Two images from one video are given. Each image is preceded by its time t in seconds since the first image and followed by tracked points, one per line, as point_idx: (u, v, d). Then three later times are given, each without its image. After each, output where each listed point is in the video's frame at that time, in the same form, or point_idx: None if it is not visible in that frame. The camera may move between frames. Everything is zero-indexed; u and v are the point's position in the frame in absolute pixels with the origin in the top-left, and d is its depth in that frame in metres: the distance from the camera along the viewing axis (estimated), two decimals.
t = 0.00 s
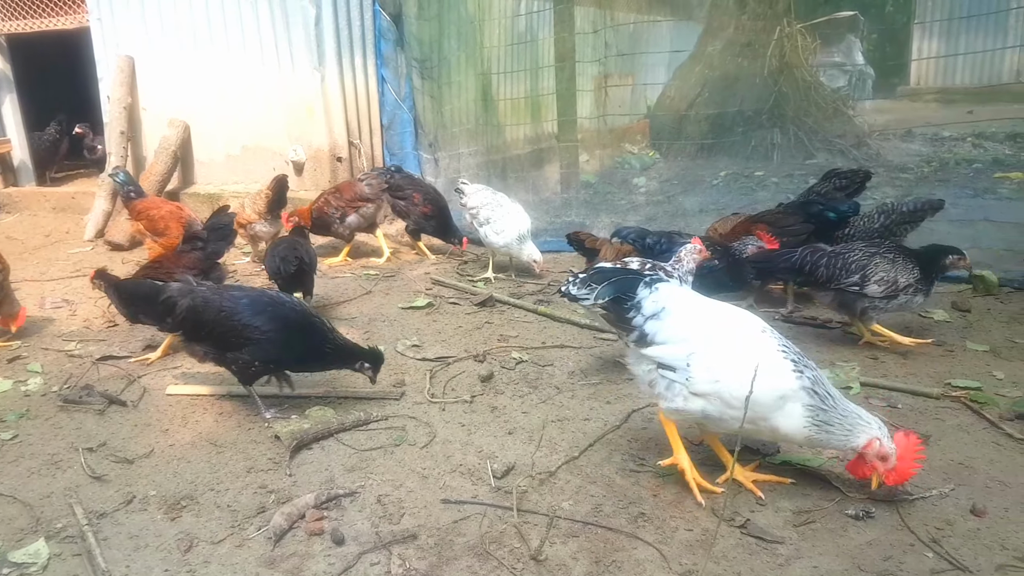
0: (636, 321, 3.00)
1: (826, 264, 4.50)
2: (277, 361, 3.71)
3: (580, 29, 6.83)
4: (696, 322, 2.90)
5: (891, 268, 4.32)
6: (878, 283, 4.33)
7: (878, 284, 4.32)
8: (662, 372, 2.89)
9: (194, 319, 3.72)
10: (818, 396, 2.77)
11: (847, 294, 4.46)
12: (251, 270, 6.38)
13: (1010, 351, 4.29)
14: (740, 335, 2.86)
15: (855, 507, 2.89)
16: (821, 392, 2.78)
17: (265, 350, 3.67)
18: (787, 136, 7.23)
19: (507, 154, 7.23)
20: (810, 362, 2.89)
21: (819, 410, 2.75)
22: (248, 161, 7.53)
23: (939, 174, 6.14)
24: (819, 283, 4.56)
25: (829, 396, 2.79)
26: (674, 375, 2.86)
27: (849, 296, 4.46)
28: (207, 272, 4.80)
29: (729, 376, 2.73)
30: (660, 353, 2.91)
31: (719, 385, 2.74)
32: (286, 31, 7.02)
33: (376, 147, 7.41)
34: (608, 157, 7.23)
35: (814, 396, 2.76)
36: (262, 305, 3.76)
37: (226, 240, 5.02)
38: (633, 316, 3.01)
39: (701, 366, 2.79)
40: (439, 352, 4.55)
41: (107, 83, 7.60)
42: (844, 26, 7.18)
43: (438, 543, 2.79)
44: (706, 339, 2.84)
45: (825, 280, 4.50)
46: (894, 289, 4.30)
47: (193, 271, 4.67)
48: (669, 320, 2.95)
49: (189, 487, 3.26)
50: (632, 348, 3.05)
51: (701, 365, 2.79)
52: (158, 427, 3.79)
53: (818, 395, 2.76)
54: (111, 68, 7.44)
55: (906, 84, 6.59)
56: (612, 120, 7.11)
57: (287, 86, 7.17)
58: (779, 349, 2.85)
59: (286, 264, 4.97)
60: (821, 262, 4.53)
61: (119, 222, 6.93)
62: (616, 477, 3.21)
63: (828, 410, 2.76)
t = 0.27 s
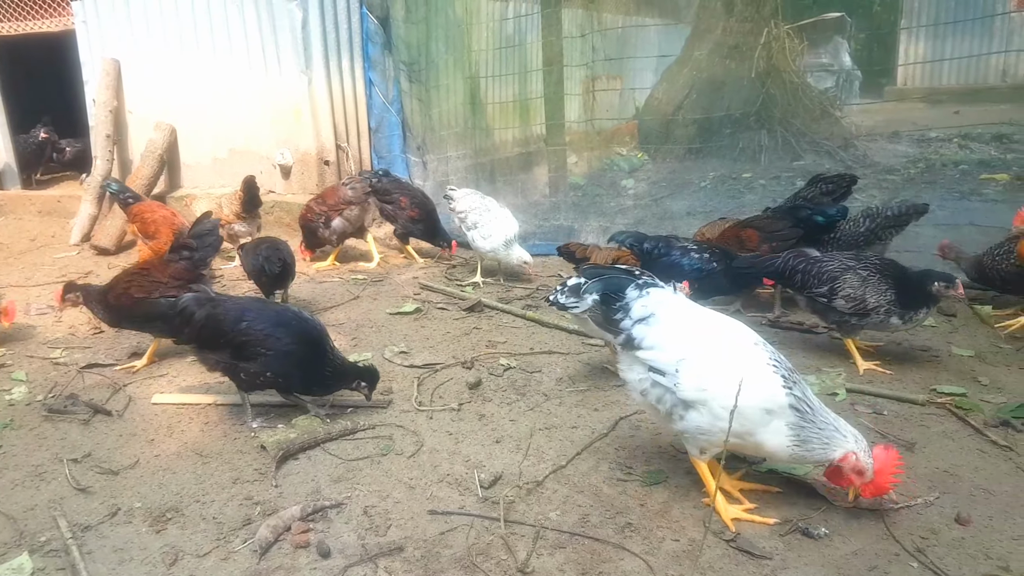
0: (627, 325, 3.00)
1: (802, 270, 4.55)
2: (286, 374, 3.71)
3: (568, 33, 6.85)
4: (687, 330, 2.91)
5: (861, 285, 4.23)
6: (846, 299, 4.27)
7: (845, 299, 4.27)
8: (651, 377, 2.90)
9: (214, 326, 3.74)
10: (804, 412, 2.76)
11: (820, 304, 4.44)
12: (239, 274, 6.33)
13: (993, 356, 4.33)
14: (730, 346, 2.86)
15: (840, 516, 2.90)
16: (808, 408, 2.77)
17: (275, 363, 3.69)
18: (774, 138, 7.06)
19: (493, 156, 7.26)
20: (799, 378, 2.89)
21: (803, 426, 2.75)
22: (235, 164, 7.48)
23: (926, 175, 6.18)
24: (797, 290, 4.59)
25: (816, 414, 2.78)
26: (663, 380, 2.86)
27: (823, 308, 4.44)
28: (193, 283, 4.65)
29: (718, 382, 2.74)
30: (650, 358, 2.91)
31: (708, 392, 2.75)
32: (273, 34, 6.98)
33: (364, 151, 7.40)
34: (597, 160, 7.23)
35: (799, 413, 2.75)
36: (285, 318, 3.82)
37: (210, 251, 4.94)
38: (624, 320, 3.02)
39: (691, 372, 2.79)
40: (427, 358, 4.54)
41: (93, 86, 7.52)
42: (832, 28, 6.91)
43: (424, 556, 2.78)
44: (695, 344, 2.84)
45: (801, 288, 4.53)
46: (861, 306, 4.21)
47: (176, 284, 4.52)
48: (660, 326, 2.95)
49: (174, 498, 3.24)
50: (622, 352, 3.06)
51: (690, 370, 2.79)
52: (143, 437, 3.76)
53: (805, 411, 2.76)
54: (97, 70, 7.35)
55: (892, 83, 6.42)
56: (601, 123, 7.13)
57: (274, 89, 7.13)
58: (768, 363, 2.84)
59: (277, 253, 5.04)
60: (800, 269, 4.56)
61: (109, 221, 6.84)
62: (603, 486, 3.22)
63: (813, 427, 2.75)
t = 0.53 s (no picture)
0: (609, 332, 3.01)
1: (783, 275, 4.55)
2: (272, 383, 3.69)
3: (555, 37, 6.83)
4: (669, 339, 2.90)
5: (836, 294, 4.24)
6: (822, 306, 4.29)
7: (821, 306, 4.29)
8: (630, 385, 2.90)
9: (199, 334, 3.67)
10: (780, 427, 2.73)
11: (799, 309, 4.47)
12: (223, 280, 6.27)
13: (976, 361, 4.35)
14: (710, 357, 2.84)
15: (823, 526, 2.89)
16: (784, 423, 2.74)
17: (261, 371, 3.67)
18: (762, 141, 7.18)
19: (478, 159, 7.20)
20: (780, 391, 2.85)
21: (778, 441, 2.72)
22: (219, 168, 7.43)
23: (911, 177, 6.07)
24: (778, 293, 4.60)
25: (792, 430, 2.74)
26: (642, 388, 2.87)
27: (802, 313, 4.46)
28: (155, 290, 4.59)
29: (694, 392, 2.73)
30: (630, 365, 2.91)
31: (684, 401, 2.75)
32: (257, 38, 6.99)
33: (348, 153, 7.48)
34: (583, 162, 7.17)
35: (773, 428, 2.72)
36: (274, 326, 3.81)
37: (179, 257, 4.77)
38: (607, 326, 3.03)
39: (668, 381, 2.79)
40: (412, 365, 4.50)
41: (75, 89, 7.43)
42: (817, 31, 7.18)
43: (407, 569, 2.75)
44: (673, 352, 2.84)
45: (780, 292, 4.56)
46: (836, 315, 4.22)
47: (133, 290, 4.44)
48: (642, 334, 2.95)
49: (154, 511, 3.19)
50: (604, 358, 3.07)
51: (667, 380, 2.79)
52: (123, 448, 3.70)
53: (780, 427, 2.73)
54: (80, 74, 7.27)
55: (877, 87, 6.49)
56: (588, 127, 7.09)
57: (258, 92, 7.12)
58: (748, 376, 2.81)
59: (261, 249, 5.34)
60: (780, 274, 4.57)
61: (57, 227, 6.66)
62: (587, 496, 3.20)
63: (787, 443, 2.72)
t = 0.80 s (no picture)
0: (596, 333, 2.99)
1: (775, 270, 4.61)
2: (274, 386, 3.65)
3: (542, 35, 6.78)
4: (655, 340, 2.88)
5: (818, 291, 4.27)
6: (805, 302, 4.33)
7: (804, 302, 4.33)
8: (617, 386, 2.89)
9: (191, 338, 3.63)
10: (764, 431, 2.72)
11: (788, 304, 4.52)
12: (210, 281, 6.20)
13: (964, 360, 4.38)
14: (696, 358, 2.83)
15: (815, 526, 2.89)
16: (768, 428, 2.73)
17: (256, 372, 3.61)
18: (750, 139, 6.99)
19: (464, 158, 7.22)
20: (766, 395, 2.84)
21: (762, 445, 2.71)
22: (205, 168, 7.36)
23: (898, 177, 6.14)
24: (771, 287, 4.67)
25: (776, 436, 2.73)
26: (628, 390, 2.86)
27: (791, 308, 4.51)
28: (108, 295, 4.31)
29: (678, 394, 2.72)
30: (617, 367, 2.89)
31: (669, 404, 2.74)
32: (242, 36, 6.91)
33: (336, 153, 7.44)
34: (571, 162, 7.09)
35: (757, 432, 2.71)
36: (269, 327, 3.76)
37: (127, 264, 4.41)
38: (593, 327, 3.01)
39: (652, 383, 2.77)
40: (400, 367, 4.46)
41: (57, 88, 7.32)
42: (806, 29, 6.81)
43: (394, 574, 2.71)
44: (658, 354, 2.82)
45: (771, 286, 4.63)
46: (817, 311, 4.25)
47: (82, 295, 4.17)
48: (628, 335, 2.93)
49: (138, 515, 3.13)
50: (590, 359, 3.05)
51: (653, 382, 2.78)
52: (107, 451, 3.64)
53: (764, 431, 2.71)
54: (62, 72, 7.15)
55: (864, 85, 6.27)
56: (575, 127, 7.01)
57: (244, 91, 7.05)
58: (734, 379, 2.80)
59: (246, 245, 5.29)
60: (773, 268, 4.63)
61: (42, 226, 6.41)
62: (578, 497, 3.17)
63: (771, 448, 2.71)
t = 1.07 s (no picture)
0: (585, 331, 2.94)
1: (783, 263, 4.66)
2: (265, 384, 3.58)
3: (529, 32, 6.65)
4: (644, 339, 2.82)
5: (806, 282, 4.28)
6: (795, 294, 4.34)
7: (794, 294, 4.35)
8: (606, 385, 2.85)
9: (181, 337, 3.53)
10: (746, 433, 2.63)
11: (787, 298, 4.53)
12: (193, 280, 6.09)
13: (956, 357, 4.35)
14: (684, 358, 2.76)
15: (809, 527, 2.84)
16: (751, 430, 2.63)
17: (249, 371, 3.54)
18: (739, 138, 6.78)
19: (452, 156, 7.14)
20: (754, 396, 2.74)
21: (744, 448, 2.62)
22: (188, 166, 7.24)
23: (887, 174, 6.17)
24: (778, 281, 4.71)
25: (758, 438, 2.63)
26: (616, 390, 2.81)
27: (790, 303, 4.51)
28: (66, 296, 4.19)
29: (665, 395, 2.66)
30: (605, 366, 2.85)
31: (655, 404, 2.68)
32: (225, 33, 6.79)
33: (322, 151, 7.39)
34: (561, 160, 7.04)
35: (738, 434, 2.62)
36: (260, 327, 3.67)
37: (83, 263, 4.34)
38: (582, 325, 2.97)
39: (641, 383, 2.72)
40: (386, 367, 4.38)
41: (38, 85, 7.17)
42: (793, 27, 6.55)
43: None
44: (647, 353, 2.76)
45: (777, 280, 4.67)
46: (801, 302, 4.25)
47: (39, 296, 4.05)
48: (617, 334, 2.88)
49: (116, 520, 3.04)
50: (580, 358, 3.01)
51: (640, 381, 2.72)
52: (85, 455, 3.54)
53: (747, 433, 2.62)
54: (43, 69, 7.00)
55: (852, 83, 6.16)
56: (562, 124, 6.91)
57: (227, 88, 6.93)
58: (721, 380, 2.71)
59: (219, 249, 5.21)
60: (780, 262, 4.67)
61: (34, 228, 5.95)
62: (569, 499, 3.11)
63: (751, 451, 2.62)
